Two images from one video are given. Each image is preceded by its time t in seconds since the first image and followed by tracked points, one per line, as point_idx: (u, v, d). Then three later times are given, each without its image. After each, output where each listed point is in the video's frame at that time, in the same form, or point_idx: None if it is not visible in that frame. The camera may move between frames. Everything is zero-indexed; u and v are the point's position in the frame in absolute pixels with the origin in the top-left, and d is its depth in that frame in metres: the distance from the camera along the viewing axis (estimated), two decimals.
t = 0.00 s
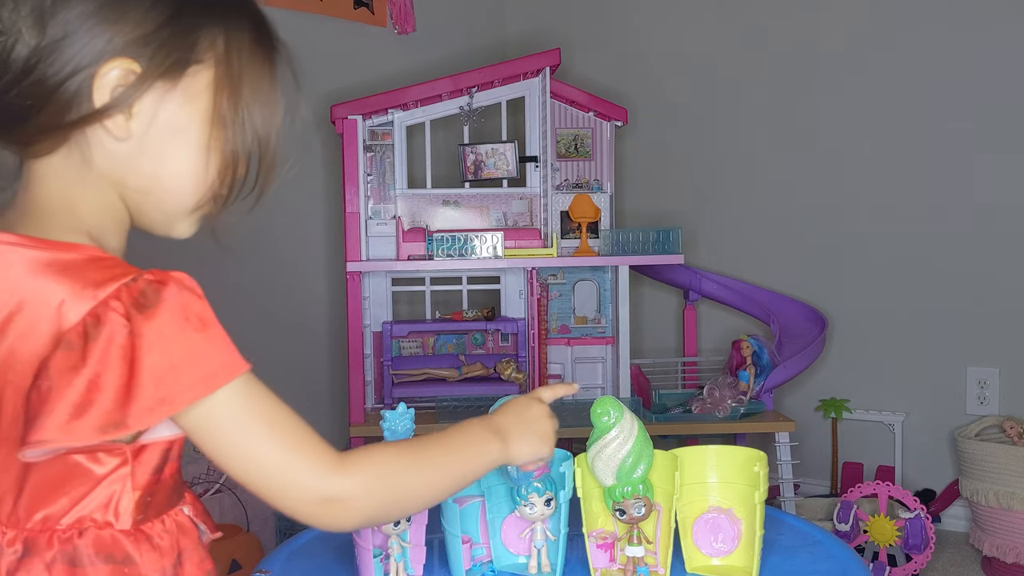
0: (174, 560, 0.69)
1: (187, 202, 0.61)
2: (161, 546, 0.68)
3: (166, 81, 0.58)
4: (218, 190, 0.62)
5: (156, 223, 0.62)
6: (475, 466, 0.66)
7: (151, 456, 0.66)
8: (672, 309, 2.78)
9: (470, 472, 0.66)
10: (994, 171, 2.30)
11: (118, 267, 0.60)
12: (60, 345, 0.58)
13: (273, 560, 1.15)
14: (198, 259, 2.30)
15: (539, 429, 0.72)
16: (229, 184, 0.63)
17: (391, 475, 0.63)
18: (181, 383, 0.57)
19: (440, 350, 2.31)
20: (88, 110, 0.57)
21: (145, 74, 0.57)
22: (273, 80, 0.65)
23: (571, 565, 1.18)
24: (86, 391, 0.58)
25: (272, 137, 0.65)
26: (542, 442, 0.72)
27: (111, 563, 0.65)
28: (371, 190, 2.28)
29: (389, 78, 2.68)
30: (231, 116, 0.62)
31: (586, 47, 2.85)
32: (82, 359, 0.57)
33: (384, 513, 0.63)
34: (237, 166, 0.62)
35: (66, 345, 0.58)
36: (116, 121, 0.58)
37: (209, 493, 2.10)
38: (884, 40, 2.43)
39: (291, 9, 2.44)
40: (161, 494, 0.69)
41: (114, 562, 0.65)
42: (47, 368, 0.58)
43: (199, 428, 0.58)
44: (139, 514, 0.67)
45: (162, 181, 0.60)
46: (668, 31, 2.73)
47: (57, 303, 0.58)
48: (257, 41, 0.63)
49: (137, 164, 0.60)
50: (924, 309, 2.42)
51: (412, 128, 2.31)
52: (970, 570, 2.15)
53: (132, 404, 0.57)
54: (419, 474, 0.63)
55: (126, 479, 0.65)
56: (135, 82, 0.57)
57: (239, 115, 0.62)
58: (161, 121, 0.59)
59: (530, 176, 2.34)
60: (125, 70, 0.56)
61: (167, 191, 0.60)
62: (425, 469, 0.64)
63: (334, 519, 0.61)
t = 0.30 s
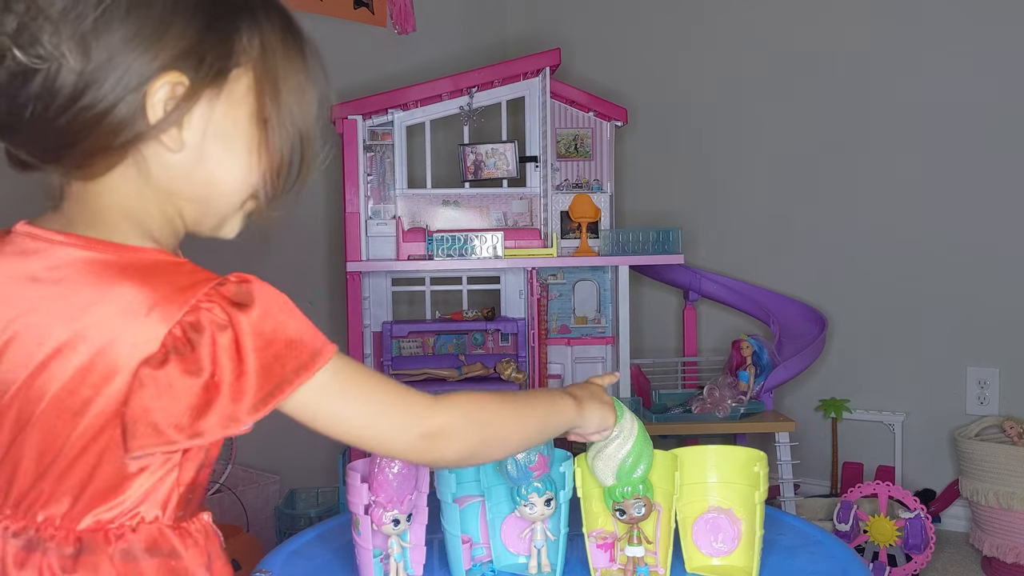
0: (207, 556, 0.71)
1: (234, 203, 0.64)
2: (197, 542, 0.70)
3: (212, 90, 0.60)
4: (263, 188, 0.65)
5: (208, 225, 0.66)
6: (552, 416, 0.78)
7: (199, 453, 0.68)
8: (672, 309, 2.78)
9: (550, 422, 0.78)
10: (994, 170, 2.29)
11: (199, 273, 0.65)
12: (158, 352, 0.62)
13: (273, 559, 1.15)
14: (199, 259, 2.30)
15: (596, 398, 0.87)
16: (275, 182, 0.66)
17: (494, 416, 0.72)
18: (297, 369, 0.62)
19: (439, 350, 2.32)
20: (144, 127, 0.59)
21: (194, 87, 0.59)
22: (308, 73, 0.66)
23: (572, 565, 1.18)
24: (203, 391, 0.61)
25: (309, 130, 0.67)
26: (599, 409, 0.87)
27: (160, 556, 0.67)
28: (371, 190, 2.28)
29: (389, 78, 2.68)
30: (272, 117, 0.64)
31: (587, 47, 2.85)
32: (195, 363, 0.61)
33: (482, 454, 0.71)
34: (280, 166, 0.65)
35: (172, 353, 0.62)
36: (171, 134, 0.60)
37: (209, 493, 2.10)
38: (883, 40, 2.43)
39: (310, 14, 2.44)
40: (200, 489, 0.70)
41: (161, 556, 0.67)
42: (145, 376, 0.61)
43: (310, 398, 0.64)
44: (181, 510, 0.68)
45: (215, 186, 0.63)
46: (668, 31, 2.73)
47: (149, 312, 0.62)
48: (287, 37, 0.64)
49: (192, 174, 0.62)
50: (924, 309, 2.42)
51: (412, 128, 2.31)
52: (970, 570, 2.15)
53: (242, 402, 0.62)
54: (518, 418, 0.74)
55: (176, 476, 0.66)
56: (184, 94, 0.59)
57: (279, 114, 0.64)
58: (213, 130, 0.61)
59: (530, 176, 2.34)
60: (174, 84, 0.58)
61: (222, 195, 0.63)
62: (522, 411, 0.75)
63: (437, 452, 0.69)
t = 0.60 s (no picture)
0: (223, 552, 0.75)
1: (242, 198, 0.66)
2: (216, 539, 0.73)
3: (222, 87, 0.62)
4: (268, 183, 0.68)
5: (217, 221, 0.68)
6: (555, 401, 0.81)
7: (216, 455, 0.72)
8: (672, 309, 2.78)
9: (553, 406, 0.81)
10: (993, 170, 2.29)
11: (211, 273, 0.66)
12: (176, 355, 0.63)
13: (273, 560, 1.15)
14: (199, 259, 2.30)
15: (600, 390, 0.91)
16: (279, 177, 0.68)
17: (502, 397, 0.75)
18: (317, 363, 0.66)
19: (439, 350, 2.29)
20: (155, 123, 0.61)
21: (204, 83, 0.61)
22: (308, 70, 0.69)
23: (571, 565, 1.18)
24: (225, 390, 0.64)
25: (310, 127, 0.69)
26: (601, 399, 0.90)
27: (187, 558, 0.70)
28: (371, 190, 2.28)
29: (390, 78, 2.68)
30: (278, 114, 0.66)
31: (587, 47, 2.85)
32: (216, 365, 0.64)
33: (484, 430, 0.75)
34: (283, 162, 0.67)
35: (193, 354, 0.63)
36: (183, 130, 0.63)
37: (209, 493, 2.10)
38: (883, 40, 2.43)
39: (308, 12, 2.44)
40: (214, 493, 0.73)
41: (188, 557, 0.70)
42: (169, 379, 0.63)
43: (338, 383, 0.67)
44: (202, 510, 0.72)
45: (225, 181, 0.65)
46: (669, 32, 2.73)
47: (167, 316, 0.63)
48: (288, 35, 0.67)
49: (203, 169, 0.64)
50: (923, 309, 2.42)
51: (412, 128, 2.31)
52: (970, 570, 2.15)
53: (262, 399, 0.64)
54: (524, 399, 0.77)
55: (199, 481, 0.70)
56: (194, 90, 0.61)
57: (284, 110, 0.67)
58: (223, 127, 0.64)
59: (530, 176, 2.34)
60: (185, 80, 0.60)
61: (231, 192, 0.66)
62: (528, 393, 0.78)
63: (444, 424, 0.72)
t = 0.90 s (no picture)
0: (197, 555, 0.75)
1: (206, 198, 0.65)
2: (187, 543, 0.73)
3: (191, 80, 0.62)
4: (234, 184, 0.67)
5: (182, 221, 0.67)
6: (518, 432, 0.72)
7: (183, 460, 0.71)
8: (672, 309, 2.78)
9: (515, 438, 0.72)
10: (992, 170, 2.30)
11: (160, 269, 0.64)
12: (112, 352, 0.61)
13: (273, 559, 1.15)
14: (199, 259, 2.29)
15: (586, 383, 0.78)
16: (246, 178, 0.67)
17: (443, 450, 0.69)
18: (264, 370, 0.62)
19: (439, 350, 2.31)
20: (120, 111, 0.60)
21: (172, 74, 0.60)
22: (281, 71, 0.68)
23: (571, 565, 1.18)
24: (158, 389, 0.61)
25: (281, 129, 0.69)
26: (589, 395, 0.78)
27: (154, 564, 0.70)
28: (371, 190, 2.28)
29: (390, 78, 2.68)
30: (248, 114, 0.65)
31: (587, 47, 2.85)
32: (150, 361, 0.60)
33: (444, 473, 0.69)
34: (249, 162, 0.66)
35: (126, 350, 0.61)
36: (149, 121, 0.62)
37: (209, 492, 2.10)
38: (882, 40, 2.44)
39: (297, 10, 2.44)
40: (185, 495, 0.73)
41: (155, 563, 0.70)
42: (106, 377, 0.61)
43: (260, 417, 0.64)
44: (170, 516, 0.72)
45: (188, 178, 0.64)
46: (669, 32, 2.73)
47: (101, 314, 0.61)
48: (266, 37, 0.66)
49: (166, 163, 0.63)
50: (923, 309, 2.42)
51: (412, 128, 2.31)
52: (970, 570, 2.14)
53: (200, 400, 0.61)
54: (484, 434, 0.70)
55: (163, 486, 0.70)
56: (162, 81, 0.60)
57: (255, 110, 0.66)
58: (190, 120, 0.63)
59: (530, 176, 2.34)
60: (153, 70, 0.60)
61: (195, 189, 0.64)
62: (475, 432, 0.70)
63: (392, 477, 0.68)
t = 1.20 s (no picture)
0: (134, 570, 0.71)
1: (142, 206, 0.60)
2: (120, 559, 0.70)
3: (137, 81, 0.57)
4: (176, 194, 0.61)
5: (118, 229, 0.61)
6: (418, 469, 0.60)
7: (99, 473, 0.68)
8: (672, 309, 2.78)
9: (414, 476, 0.60)
10: (992, 171, 2.30)
11: (65, 274, 0.59)
12: None
13: (272, 560, 1.15)
14: (201, 260, 2.29)
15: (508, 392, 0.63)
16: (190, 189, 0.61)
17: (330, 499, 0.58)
18: (129, 390, 0.54)
19: (439, 350, 2.32)
20: (57, 105, 0.56)
21: (115, 72, 0.56)
22: (239, 82, 0.63)
23: (572, 565, 1.18)
24: (34, 399, 0.55)
25: (234, 144, 0.64)
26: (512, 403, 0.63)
27: None
28: (371, 190, 2.28)
29: (390, 78, 2.68)
30: (199, 123, 0.60)
31: (587, 47, 2.85)
32: (27, 370, 0.55)
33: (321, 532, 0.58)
34: (197, 173, 0.61)
35: (7, 354, 0.56)
36: (86, 119, 0.57)
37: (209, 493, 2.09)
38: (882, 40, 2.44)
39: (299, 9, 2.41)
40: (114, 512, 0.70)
41: None
42: None
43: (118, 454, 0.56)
44: (92, 531, 0.68)
45: (123, 182, 0.58)
46: (669, 32, 2.73)
47: None
48: (225, 49, 0.62)
49: (101, 165, 0.58)
50: (924, 310, 2.42)
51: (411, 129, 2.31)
52: (970, 570, 2.14)
53: (81, 411, 0.54)
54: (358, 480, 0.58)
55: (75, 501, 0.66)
56: (104, 79, 0.56)
57: (207, 119, 0.61)
58: (131, 121, 0.57)
59: (530, 176, 2.34)
60: (96, 67, 0.56)
61: (132, 196, 0.59)
62: (347, 480, 0.58)
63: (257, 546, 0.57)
